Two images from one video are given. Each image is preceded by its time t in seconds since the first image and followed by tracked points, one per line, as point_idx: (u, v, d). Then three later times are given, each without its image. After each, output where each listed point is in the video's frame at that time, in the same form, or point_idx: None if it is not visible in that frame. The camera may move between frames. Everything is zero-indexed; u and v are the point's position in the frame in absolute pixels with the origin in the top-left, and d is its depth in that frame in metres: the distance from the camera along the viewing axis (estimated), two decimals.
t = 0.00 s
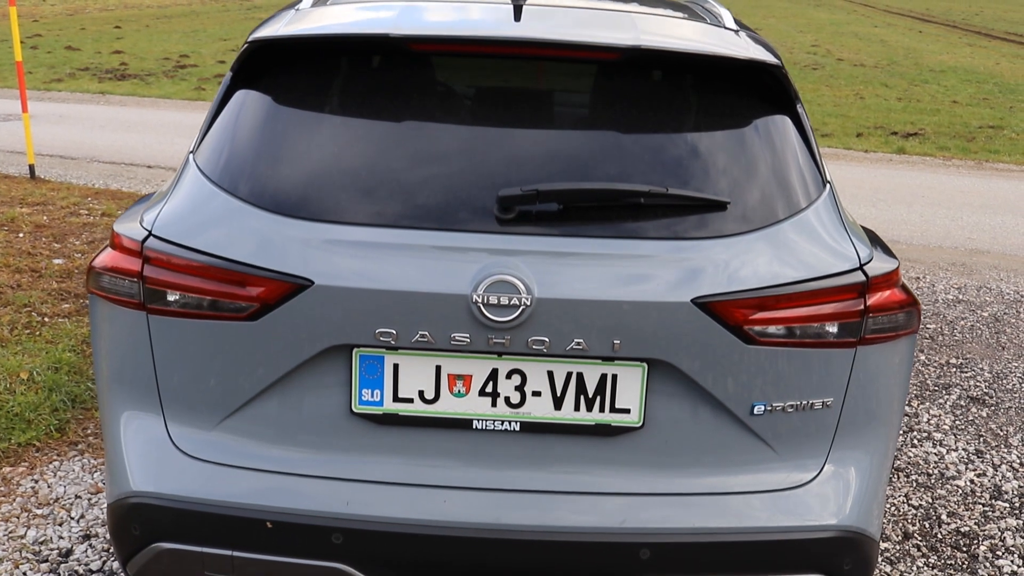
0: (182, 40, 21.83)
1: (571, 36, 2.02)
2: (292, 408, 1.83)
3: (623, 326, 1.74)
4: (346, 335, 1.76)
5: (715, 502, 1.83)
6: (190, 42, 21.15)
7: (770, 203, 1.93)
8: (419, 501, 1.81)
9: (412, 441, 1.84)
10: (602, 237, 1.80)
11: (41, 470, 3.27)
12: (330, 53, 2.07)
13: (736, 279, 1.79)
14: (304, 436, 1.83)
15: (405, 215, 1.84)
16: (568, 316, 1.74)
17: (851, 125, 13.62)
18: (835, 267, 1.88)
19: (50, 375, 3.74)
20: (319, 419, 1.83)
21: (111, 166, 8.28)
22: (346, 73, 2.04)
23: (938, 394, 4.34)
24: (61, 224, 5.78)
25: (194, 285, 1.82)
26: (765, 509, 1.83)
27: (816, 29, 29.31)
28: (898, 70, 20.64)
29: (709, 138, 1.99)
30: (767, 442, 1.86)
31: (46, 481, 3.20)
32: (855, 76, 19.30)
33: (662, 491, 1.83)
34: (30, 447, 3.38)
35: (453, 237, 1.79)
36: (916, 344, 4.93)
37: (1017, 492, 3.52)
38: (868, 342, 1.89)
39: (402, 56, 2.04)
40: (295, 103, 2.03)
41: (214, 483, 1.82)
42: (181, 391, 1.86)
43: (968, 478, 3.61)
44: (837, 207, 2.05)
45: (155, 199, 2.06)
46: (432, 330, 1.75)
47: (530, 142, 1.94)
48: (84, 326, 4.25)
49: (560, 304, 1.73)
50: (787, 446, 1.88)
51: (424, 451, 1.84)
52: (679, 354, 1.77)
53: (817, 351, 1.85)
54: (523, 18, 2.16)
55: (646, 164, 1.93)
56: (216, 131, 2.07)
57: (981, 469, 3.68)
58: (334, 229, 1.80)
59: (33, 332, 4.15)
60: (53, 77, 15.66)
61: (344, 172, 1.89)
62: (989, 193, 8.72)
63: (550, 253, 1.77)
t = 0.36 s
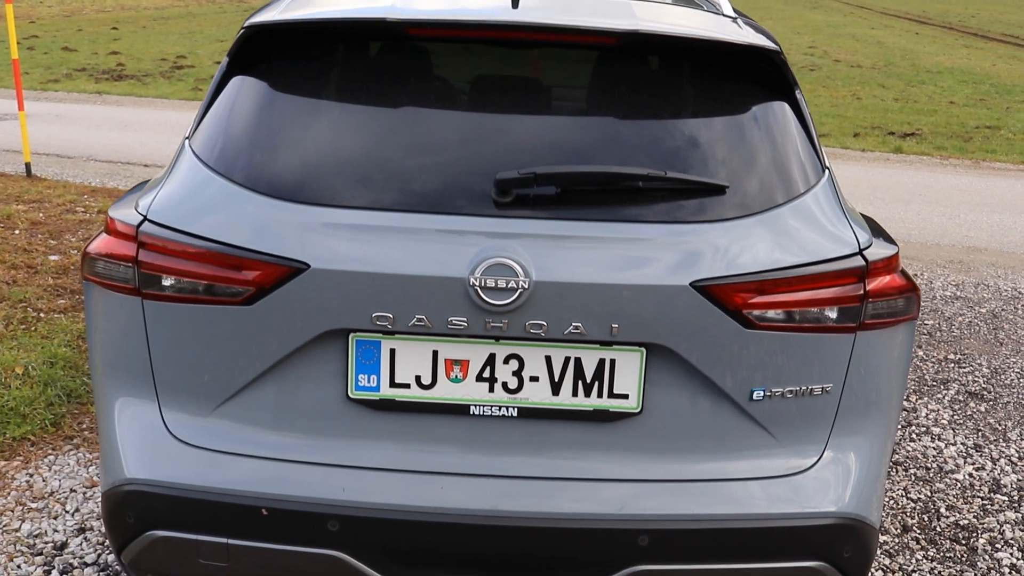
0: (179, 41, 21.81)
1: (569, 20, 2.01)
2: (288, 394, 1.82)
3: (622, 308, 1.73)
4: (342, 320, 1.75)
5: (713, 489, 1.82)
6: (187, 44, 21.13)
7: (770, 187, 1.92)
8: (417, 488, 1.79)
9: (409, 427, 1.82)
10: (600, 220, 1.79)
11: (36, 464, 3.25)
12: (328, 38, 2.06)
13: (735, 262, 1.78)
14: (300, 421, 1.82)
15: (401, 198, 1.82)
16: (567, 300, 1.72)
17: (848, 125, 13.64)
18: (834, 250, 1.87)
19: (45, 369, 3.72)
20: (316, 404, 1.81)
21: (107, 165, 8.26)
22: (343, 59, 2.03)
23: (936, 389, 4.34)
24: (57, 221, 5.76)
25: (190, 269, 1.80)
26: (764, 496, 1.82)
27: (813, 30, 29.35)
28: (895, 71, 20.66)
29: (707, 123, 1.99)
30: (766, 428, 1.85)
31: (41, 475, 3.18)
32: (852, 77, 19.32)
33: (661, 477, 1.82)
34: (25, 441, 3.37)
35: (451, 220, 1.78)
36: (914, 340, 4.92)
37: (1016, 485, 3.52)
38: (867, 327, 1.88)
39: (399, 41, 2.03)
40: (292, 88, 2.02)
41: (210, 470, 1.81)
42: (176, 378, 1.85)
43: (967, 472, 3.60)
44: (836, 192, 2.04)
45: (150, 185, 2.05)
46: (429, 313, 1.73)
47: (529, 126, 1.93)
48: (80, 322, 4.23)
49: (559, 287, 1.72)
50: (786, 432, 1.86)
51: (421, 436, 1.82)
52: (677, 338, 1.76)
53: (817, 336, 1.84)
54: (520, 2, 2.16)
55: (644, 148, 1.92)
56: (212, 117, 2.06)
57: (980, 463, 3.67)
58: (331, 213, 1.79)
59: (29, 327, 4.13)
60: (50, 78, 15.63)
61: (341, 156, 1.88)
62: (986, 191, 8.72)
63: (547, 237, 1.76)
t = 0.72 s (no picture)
0: (177, 42, 21.81)
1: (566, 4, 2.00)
2: (283, 378, 1.80)
3: (619, 290, 1.72)
4: (338, 302, 1.73)
5: (711, 473, 1.80)
6: (185, 45, 21.11)
7: (767, 170, 1.91)
8: (413, 472, 1.78)
9: (405, 411, 1.81)
10: (597, 202, 1.78)
11: (31, 457, 3.23)
12: (325, 22, 2.05)
13: (734, 244, 1.77)
14: (296, 405, 1.81)
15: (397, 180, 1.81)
16: (564, 282, 1.71)
17: (846, 125, 13.64)
18: (833, 233, 1.86)
19: (40, 363, 3.70)
20: (311, 388, 1.80)
21: (104, 163, 8.24)
22: (340, 43, 2.02)
23: (935, 383, 4.33)
24: (53, 218, 5.74)
25: (185, 252, 1.79)
26: (763, 481, 1.81)
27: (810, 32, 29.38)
28: (893, 72, 20.69)
29: (705, 106, 1.98)
30: (764, 412, 1.84)
31: (36, 468, 3.17)
32: (850, 78, 19.33)
33: (659, 461, 1.81)
34: (20, 435, 3.35)
35: (447, 202, 1.77)
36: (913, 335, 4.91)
37: (1015, 478, 3.51)
38: (866, 311, 1.86)
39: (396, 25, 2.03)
40: (289, 72, 2.01)
41: (204, 454, 1.79)
42: (170, 362, 1.83)
43: (966, 465, 3.59)
44: (835, 176, 2.03)
45: (144, 169, 2.04)
46: (425, 296, 1.72)
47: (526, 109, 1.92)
48: (75, 316, 4.21)
49: (556, 269, 1.71)
50: (785, 417, 1.85)
51: (417, 420, 1.81)
52: (675, 320, 1.74)
53: (816, 320, 1.82)
54: None
55: (642, 131, 1.91)
56: (207, 101, 2.05)
57: (979, 456, 3.66)
58: (326, 194, 1.78)
59: (24, 322, 4.11)
60: (47, 78, 15.61)
61: (336, 139, 1.87)
62: (984, 189, 8.72)
63: (544, 219, 1.74)
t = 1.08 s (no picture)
0: (175, 42, 21.81)
1: None
2: (277, 356, 1.79)
3: (617, 266, 1.70)
4: (332, 279, 1.72)
5: (710, 452, 1.79)
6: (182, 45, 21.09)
7: (765, 146, 1.90)
8: (407, 451, 1.76)
9: (400, 390, 1.79)
10: (593, 178, 1.76)
11: (25, 447, 3.21)
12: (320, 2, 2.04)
13: (731, 220, 1.75)
14: (289, 384, 1.79)
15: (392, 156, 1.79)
16: (560, 258, 1.69)
17: (844, 123, 13.63)
18: (831, 209, 1.84)
19: (35, 354, 3.68)
20: (305, 367, 1.78)
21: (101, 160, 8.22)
22: (334, 22, 2.01)
23: (934, 374, 4.31)
24: (49, 212, 5.71)
25: (177, 230, 1.77)
26: (762, 461, 1.79)
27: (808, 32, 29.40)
28: (890, 71, 20.70)
29: (701, 84, 1.96)
30: (763, 392, 1.82)
31: (30, 458, 3.15)
32: (848, 77, 19.33)
33: (656, 441, 1.79)
34: (14, 425, 3.33)
35: (442, 177, 1.75)
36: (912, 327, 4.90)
37: (1015, 468, 3.49)
38: (866, 289, 1.84)
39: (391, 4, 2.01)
40: (283, 50, 2.00)
41: (197, 434, 1.77)
42: (163, 341, 1.81)
43: (966, 455, 3.57)
44: (834, 154, 2.02)
45: (137, 149, 2.02)
46: (420, 272, 1.70)
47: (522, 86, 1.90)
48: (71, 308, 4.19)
49: (552, 245, 1.69)
50: (784, 397, 1.83)
51: (412, 399, 1.79)
52: (672, 297, 1.73)
53: (815, 298, 1.81)
54: None
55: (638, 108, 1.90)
56: (200, 80, 2.03)
57: (979, 446, 3.64)
58: (319, 169, 1.76)
59: (20, 314, 4.09)
60: (45, 78, 15.59)
61: (330, 116, 1.85)
62: (982, 185, 8.71)
63: (541, 194, 1.73)
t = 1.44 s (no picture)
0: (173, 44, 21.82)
1: None
2: (272, 332, 1.77)
3: (615, 238, 1.68)
4: (328, 252, 1.70)
5: (710, 428, 1.77)
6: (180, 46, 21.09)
7: (765, 119, 1.88)
8: (404, 427, 1.74)
9: (397, 365, 1.77)
10: (591, 150, 1.75)
11: (20, 437, 3.19)
12: None
13: (731, 192, 1.74)
14: (284, 360, 1.77)
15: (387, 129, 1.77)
16: (557, 230, 1.68)
17: (842, 121, 13.62)
18: (831, 182, 1.82)
19: (30, 345, 3.66)
20: (301, 343, 1.76)
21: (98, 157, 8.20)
22: None
23: (935, 364, 4.30)
24: (45, 207, 5.69)
25: (171, 203, 1.75)
26: (762, 437, 1.77)
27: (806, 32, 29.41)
28: (888, 70, 20.70)
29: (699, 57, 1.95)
30: (763, 367, 1.80)
31: (25, 447, 3.12)
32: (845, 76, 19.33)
33: (655, 416, 1.77)
34: (9, 415, 3.31)
35: (438, 149, 1.73)
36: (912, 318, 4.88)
37: (1017, 455, 3.47)
38: (867, 263, 1.82)
39: None
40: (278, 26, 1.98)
41: (191, 411, 1.75)
42: (156, 317, 1.79)
43: (967, 443, 3.55)
44: (834, 128, 1.99)
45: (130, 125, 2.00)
46: (416, 245, 1.68)
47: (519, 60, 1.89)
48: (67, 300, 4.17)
49: (549, 216, 1.67)
50: (784, 373, 1.81)
51: (409, 374, 1.77)
52: (672, 269, 1.71)
53: (816, 271, 1.79)
54: None
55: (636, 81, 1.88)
56: (194, 56, 2.02)
57: (980, 434, 3.62)
58: (314, 141, 1.74)
59: (15, 306, 4.07)
60: (43, 78, 15.57)
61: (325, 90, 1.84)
62: (981, 180, 8.70)
63: (538, 166, 1.71)
